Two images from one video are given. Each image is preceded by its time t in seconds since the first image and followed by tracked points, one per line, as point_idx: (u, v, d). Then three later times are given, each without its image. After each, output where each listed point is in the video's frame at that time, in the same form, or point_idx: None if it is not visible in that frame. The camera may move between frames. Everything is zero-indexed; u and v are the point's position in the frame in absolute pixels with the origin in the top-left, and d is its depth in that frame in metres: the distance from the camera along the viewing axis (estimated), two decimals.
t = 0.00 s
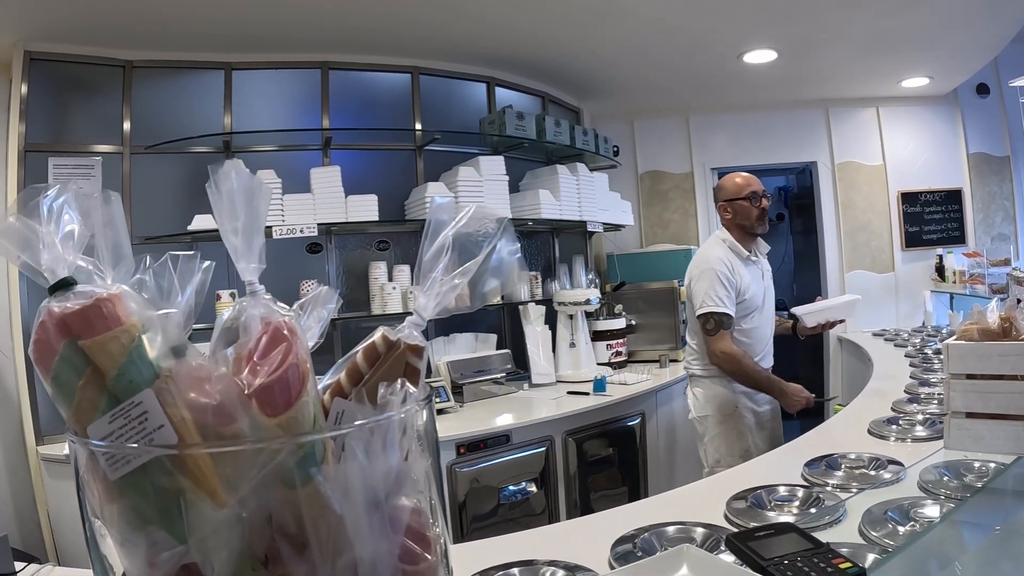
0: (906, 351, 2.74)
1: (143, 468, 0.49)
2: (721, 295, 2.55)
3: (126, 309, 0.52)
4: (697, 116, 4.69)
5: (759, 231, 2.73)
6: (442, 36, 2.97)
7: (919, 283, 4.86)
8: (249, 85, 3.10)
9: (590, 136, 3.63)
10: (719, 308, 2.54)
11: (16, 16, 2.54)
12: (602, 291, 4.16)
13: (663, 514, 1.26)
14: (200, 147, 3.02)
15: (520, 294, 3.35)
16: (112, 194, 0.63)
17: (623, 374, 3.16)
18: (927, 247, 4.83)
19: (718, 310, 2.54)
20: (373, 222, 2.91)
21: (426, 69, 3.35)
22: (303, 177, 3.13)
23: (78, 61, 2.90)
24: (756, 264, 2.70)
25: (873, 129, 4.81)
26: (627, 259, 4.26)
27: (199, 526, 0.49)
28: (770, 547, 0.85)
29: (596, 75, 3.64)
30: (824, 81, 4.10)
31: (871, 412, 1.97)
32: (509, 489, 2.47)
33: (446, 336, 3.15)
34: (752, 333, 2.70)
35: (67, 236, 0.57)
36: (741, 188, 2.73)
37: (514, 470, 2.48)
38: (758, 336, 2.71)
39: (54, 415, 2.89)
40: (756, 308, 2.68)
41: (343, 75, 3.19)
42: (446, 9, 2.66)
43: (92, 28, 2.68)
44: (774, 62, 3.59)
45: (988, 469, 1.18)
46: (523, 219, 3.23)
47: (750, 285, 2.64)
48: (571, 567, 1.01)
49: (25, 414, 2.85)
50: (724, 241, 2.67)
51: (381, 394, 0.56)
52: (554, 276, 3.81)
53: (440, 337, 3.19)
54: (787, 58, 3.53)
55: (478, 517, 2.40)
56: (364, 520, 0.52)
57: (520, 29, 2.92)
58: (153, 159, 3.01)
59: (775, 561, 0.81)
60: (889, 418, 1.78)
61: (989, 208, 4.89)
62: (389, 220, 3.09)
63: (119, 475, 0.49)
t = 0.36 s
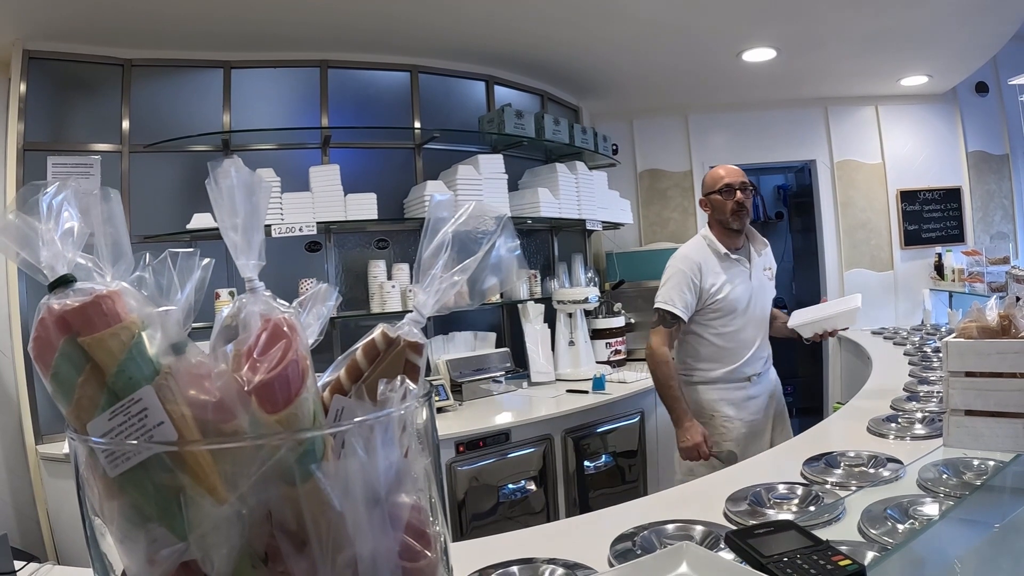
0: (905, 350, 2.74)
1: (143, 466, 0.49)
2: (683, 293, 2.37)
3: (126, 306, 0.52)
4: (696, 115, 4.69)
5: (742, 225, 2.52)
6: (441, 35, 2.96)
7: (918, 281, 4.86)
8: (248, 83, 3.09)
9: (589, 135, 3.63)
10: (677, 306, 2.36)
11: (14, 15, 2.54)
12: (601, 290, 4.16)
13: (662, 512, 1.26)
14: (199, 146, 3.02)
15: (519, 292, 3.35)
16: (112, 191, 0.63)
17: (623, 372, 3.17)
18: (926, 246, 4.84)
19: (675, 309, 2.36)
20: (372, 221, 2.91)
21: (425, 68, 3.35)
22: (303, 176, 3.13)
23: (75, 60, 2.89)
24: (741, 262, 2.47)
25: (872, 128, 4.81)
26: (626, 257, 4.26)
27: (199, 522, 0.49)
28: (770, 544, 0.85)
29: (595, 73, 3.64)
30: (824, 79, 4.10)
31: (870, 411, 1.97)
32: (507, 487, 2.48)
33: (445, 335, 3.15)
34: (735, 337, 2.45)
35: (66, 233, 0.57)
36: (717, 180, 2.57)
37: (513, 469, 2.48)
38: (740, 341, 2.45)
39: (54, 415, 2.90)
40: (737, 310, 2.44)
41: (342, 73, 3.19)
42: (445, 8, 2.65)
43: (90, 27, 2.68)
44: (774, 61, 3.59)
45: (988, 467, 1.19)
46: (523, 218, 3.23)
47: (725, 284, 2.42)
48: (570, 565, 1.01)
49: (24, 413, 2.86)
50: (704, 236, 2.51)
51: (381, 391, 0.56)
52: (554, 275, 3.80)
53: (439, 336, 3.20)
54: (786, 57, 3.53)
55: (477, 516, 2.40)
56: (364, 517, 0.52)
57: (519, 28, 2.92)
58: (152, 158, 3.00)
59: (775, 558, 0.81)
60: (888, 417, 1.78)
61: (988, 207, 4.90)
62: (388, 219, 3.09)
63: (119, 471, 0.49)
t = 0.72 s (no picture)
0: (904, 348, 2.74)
1: (139, 461, 0.49)
2: (673, 298, 2.41)
3: (122, 300, 0.52)
4: (695, 114, 4.69)
5: (748, 225, 2.40)
6: (440, 33, 2.96)
7: (917, 280, 4.86)
8: (246, 82, 3.09)
9: (588, 134, 3.63)
10: (669, 311, 2.41)
11: (12, 14, 2.53)
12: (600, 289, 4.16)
13: (661, 510, 1.26)
14: (197, 145, 3.01)
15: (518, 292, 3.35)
16: (108, 186, 0.62)
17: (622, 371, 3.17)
18: (924, 244, 4.84)
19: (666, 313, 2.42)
20: (371, 220, 2.91)
21: (424, 67, 3.35)
22: (302, 175, 3.13)
23: (74, 59, 2.89)
24: (742, 267, 2.38)
25: (871, 126, 4.81)
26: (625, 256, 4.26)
27: (195, 517, 0.49)
28: (769, 541, 0.85)
29: (595, 72, 3.64)
30: (823, 78, 4.10)
31: (868, 409, 1.97)
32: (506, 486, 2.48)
33: (444, 333, 3.16)
34: (728, 347, 2.38)
35: (63, 228, 0.57)
36: (727, 176, 2.45)
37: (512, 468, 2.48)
38: (732, 351, 2.37)
39: (53, 414, 2.90)
40: (731, 317, 2.37)
41: (341, 72, 3.19)
42: (444, 6, 2.65)
43: (88, 26, 2.67)
44: (773, 59, 3.59)
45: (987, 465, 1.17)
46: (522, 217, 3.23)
47: (720, 288, 2.38)
48: (570, 563, 1.01)
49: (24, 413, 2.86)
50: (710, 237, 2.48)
51: (378, 386, 0.55)
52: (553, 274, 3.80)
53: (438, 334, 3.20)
54: (785, 56, 3.53)
55: (476, 515, 2.40)
56: (360, 512, 0.52)
57: (518, 26, 2.92)
58: (150, 157, 3.00)
59: (774, 555, 0.81)
60: (887, 415, 1.78)
61: (987, 206, 4.90)
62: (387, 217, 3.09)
63: (115, 466, 0.49)
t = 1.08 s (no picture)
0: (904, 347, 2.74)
1: (135, 461, 0.49)
2: (682, 284, 2.41)
3: (120, 301, 0.52)
4: (694, 113, 4.69)
5: (768, 213, 2.33)
6: (439, 33, 2.96)
7: (917, 279, 4.86)
8: (245, 82, 3.09)
9: (588, 133, 3.63)
10: (679, 297, 2.41)
11: (11, 14, 2.53)
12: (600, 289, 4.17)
13: (660, 510, 1.26)
14: (196, 145, 3.02)
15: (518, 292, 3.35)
16: (106, 188, 0.62)
17: (623, 371, 3.18)
18: (924, 244, 4.84)
19: (676, 299, 2.41)
20: (371, 220, 2.91)
21: (424, 66, 3.35)
22: (302, 175, 3.13)
23: (74, 60, 2.89)
24: (757, 255, 2.31)
25: (871, 126, 4.81)
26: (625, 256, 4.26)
27: (192, 517, 0.49)
28: (767, 540, 0.85)
29: (594, 71, 3.64)
30: (822, 77, 4.11)
31: (868, 408, 1.97)
32: (507, 486, 2.48)
33: (444, 333, 3.16)
34: (735, 344, 2.33)
35: (62, 230, 0.57)
36: (750, 160, 2.39)
37: (512, 468, 2.48)
38: (739, 347, 2.32)
39: (53, 415, 2.90)
40: (740, 312, 2.33)
41: (340, 72, 3.19)
42: (443, 6, 2.65)
43: (88, 26, 2.67)
44: (773, 59, 3.59)
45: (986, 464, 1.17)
46: (522, 216, 3.23)
47: (730, 279, 2.33)
48: (568, 563, 1.01)
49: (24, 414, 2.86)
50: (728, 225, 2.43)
51: (374, 386, 0.56)
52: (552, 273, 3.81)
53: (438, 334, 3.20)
54: (784, 55, 3.53)
55: (477, 515, 2.40)
56: (356, 512, 0.52)
57: (517, 26, 2.92)
58: (149, 157, 3.00)
59: (771, 554, 0.81)
60: (886, 414, 1.78)
61: (986, 205, 4.90)
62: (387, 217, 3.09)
63: (112, 466, 0.49)
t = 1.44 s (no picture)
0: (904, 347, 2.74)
1: (137, 461, 0.49)
2: (682, 286, 2.31)
3: (121, 302, 0.52)
4: (694, 113, 4.69)
5: (769, 208, 2.29)
6: (439, 34, 2.97)
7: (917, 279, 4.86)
8: (245, 83, 3.09)
9: (588, 134, 3.63)
10: (680, 300, 2.30)
11: (11, 16, 2.53)
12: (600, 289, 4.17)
13: (659, 510, 1.26)
14: (196, 146, 3.02)
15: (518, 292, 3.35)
16: (107, 189, 0.63)
17: (623, 371, 3.18)
18: (924, 243, 4.84)
19: (677, 302, 2.30)
20: (371, 220, 2.92)
21: (424, 67, 3.35)
22: (302, 175, 3.13)
23: (74, 61, 2.89)
24: (761, 256, 2.27)
25: (871, 126, 4.81)
26: (625, 256, 4.26)
27: (193, 516, 0.49)
28: (766, 540, 0.85)
29: (594, 72, 3.65)
30: (822, 77, 4.11)
31: (868, 408, 1.97)
32: (508, 486, 2.48)
33: (444, 334, 3.17)
34: (740, 348, 2.29)
35: (63, 232, 0.57)
36: (749, 155, 2.35)
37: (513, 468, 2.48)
38: (746, 351, 2.28)
39: (53, 415, 2.90)
40: (745, 316, 2.28)
41: (340, 73, 3.19)
42: (443, 7, 2.66)
43: (88, 28, 2.68)
44: (773, 59, 3.59)
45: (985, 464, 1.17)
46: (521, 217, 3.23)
47: (734, 280, 2.28)
48: (568, 563, 1.02)
49: (24, 414, 2.86)
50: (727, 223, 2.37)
51: (373, 386, 0.56)
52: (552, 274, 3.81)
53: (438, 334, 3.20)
54: (784, 55, 3.54)
55: (478, 515, 2.40)
56: (356, 511, 0.52)
57: (516, 27, 2.93)
58: (150, 158, 3.00)
59: (770, 554, 0.81)
60: (887, 414, 1.77)
61: (987, 204, 4.90)
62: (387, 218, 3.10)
63: (114, 466, 0.49)
